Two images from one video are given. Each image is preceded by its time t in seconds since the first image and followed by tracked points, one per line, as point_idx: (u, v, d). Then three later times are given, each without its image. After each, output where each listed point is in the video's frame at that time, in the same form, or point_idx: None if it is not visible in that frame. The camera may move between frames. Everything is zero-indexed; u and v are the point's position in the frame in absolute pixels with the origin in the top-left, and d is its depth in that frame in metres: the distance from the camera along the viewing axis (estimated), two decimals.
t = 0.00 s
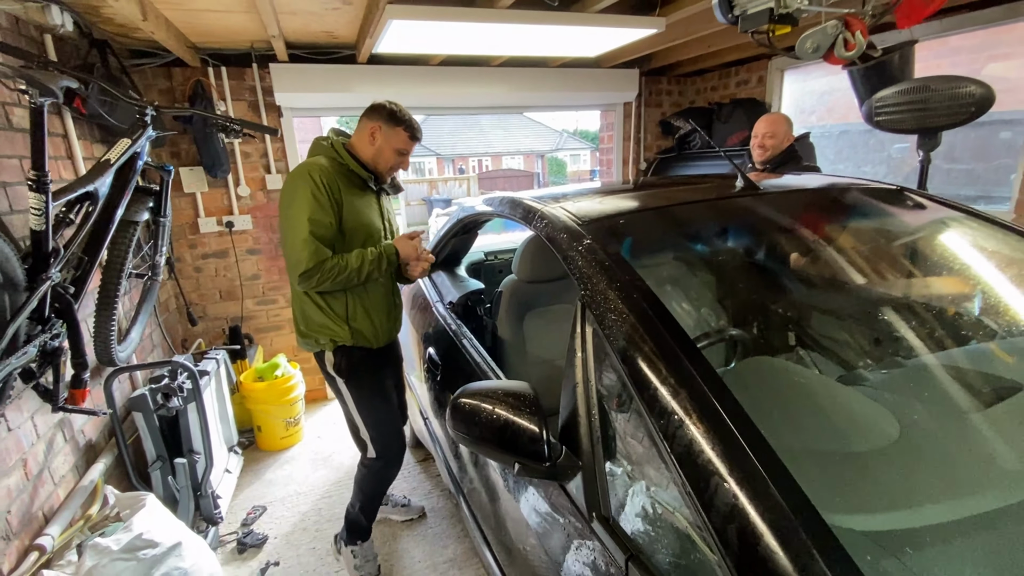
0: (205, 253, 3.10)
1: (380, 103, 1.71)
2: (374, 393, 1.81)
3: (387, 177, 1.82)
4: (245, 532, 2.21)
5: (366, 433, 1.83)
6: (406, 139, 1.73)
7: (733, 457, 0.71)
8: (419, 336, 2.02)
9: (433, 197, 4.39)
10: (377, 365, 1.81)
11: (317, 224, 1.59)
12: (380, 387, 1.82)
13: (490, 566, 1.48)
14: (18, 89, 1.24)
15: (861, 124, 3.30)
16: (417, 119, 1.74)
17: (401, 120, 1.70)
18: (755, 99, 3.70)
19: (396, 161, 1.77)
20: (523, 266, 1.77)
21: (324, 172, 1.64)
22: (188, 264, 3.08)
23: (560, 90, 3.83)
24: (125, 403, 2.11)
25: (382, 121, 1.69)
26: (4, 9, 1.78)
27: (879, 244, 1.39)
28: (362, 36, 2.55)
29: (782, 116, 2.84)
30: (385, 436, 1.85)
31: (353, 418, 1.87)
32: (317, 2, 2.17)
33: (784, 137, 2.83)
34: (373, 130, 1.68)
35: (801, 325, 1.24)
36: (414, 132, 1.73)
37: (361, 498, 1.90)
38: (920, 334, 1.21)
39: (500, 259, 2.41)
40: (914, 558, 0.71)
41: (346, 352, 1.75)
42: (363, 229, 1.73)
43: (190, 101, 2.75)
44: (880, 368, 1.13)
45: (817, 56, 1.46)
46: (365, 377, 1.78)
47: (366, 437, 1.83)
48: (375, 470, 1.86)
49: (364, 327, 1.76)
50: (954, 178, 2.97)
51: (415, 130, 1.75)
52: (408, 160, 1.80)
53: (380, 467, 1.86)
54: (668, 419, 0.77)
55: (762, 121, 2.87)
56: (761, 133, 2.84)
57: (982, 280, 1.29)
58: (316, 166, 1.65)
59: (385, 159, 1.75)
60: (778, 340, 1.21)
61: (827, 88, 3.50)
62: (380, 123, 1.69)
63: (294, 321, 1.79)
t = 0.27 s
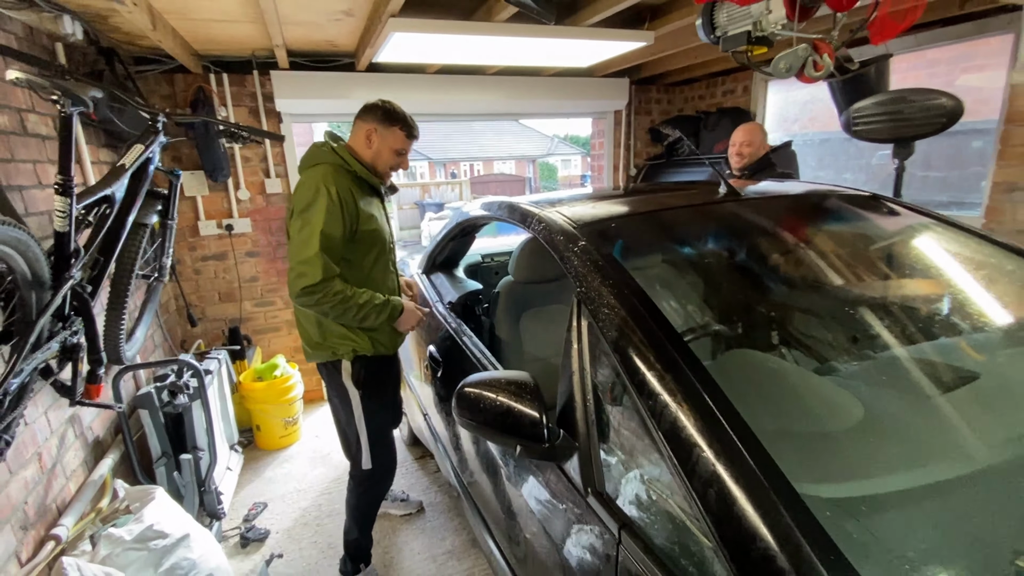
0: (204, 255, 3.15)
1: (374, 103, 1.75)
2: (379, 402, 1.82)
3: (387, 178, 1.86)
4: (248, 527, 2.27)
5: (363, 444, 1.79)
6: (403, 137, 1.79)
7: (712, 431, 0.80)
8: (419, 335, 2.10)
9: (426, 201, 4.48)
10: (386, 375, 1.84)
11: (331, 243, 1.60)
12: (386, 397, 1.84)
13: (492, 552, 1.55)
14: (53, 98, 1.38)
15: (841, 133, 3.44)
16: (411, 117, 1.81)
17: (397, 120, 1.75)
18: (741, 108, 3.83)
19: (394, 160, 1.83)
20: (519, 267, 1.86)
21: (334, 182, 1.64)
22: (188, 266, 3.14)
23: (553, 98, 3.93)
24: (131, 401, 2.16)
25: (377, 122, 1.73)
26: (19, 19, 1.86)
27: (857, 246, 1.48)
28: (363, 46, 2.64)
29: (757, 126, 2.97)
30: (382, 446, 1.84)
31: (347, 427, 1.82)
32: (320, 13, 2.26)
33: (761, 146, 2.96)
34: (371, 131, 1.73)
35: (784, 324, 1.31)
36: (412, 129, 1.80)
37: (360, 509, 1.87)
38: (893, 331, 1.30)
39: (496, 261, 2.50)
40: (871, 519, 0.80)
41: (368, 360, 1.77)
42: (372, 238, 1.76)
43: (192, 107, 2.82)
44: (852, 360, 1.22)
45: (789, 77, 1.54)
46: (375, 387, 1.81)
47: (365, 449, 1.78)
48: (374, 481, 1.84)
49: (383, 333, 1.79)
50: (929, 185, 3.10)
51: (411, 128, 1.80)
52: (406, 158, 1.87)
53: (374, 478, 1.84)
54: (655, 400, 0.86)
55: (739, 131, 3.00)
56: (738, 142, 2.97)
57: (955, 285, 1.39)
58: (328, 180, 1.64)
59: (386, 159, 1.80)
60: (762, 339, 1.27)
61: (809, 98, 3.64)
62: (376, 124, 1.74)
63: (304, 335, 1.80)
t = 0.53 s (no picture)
0: (200, 258, 3.19)
1: (367, 100, 1.76)
2: (368, 409, 1.85)
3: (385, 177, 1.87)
4: (245, 526, 2.30)
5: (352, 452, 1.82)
6: (399, 133, 1.81)
7: (697, 419, 0.87)
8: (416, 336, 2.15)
9: (418, 205, 4.54)
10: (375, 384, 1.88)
11: (336, 253, 1.58)
12: (374, 404, 1.88)
13: (489, 545, 1.61)
14: (73, 107, 1.47)
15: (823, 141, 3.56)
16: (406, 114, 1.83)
17: (392, 116, 1.77)
18: (727, 117, 3.94)
19: (394, 157, 1.85)
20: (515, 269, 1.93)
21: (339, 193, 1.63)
22: (184, 268, 3.17)
23: (544, 105, 4.02)
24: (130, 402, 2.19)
25: (373, 120, 1.75)
26: (26, 25, 1.91)
27: (838, 252, 1.57)
28: (361, 54, 2.71)
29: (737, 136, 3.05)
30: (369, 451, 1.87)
31: (336, 434, 1.84)
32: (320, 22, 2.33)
33: (739, 155, 3.04)
34: (367, 130, 1.75)
35: (769, 327, 1.37)
36: (406, 126, 1.82)
37: (349, 515, 1.89)
38: (871, 333, 1.38)
39: (491, 264, 2.57)
40: (840, 498, 0.88)
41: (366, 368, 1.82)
42: (372, 246, 1.76)
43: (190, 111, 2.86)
44: (831, 358, 1.29)
45: (771, 93, 1.63)
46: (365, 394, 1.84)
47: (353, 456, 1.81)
48: (362, 485, 1.88)
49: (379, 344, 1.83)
50: (907, 192, 3.23)
51: (404, 123, 1.82)
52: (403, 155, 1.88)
53: (362, 484, 1.87)
54: (645, 392, 0.93)
55: (719, 141, 3.08)
56: (718, 153, 3.06)
57: (928, 289, 1.48)
58: (330, 188, 1.63)
59: (383, 158, 1.82)
60: (747, 340, 1.32)
61: (792, 107, 3.76)
62: (371, 123, 1.75)
63: (296, 347, 1.80)
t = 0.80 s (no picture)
0: (204, 266, 3.23)
1: (337, 100, 1.73)
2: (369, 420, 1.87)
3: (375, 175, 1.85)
4: (246, 533, 2.30)
5: (348, 461, 1.83)
6: (373, 126, 1.75)
7: (693, 425, 0.88)
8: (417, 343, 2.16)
9: (420, 214, 4.58)
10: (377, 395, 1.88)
11: (333, 260, 1.59)
12: (376, 414, 1.89)
13: (490, 554, 1.61)
14: (84, 119, 1.51)
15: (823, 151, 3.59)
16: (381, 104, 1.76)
17: (362, 111, 1.72)
18: (727, 127, 3.98)
19: (376, 153, 1.80)
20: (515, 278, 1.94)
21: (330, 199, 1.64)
22: (188, 276, 3.20)
23: (546, 116, 4.06)
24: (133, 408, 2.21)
25: (344, 119, 1.72)
26: (38, 38, 1.95)
27: (837, 261, 1.58)
28: (365, 66, 2.75)
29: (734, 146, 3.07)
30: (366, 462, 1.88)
31: (333, 442, 1.86)
32: (325, 34, 2.37)
33: (738, 165, 3.06)
34: (339, 131, 1.72)
35: (768, 335, 1.40)
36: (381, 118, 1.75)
37: (346, 524, 1.89)
38: (870, 341, 1.39)
39: (493, 273, 2.60)
40: (835, 503, 0.89)
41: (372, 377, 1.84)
42: (369, 252, 1.77)
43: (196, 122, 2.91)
44: (830, 365, 1.31)
45: (766, 105, 1.66)
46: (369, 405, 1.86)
47: (350, 465, 1.82)
48: (360, 494, 1.89)
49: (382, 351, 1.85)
50: (906, 202, 3.25)
51: (379, 115, 1.75)
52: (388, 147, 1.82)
53: (358, 493, 1.88)
54: (642, 398, 0.95)
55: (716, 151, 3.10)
56: (715, 163, 3.08)
57: (927, 298, 1.49)
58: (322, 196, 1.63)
59: (364, 157, 1.78)
60: (747, 348, 1.34)
61: (792, 118, 3.80)
62: (342, 122, 1.72)
63: (300, 359, 1.81)
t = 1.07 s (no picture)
0: (208, 269, 3.24)
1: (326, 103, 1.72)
2: (359, 427, 1.82)
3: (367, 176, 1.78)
4: (248, 537, 2.30)
5: (340, 467, 1.81)
6: (357, 124, 1.68)
7: (698, 430, 0.87)
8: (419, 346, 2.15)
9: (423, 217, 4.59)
10: (369, 401, 1.82)
11: (309, 257, 1.55)
12: (376, 421, 1.88)
13: (492, 559, 1.60)
14: (89, 122, 1.52)
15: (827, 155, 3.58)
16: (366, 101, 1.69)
17: (345, 109, 1.67)
18: (730, 130, 3.97)
19: (362, 152, 1.72)
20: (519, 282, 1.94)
21: (314, 196, 1.60)
22: (192, 279, 3.21)
23: (549, 119, 4.07)
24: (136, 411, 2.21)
25: (329, 119, 1.69)
26: (43, 42, 1.96)
27: (842, 265, 1.57)
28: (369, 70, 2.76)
29: (737, 148, 3.06)
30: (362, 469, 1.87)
31: (326, 448, 1.85)
32: (328, 39, 2.38)
33: (741, 167, 3.05)
34: (323, 129, 1.69)
35: (773, 338, 1.41)
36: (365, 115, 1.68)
37: (343, 529, 1.88)
38: (876, 345, 1.38)
39: (495, 276, 2.60)
40: (843, 509, 0.88)
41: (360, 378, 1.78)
42: (359, 249, 1.71)
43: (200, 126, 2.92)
44: (836, 370, 1.30)
45: (771, 107, 1.65)
46: (359, 412, 1.81)
47: (340, 470, 1.79)
48: (354, 498, 1.87)
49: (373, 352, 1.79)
50: (911, 205, 3.23)
51: (364, 112, 1.69)
52: (377, 147, 1.73)
53: (352, 497, 1.87)
54: (647, 403, 0.94)
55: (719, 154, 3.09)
56: (718, 166, 3.06)
57: (934, 301, 1.48)
58: (304, 192, 1.60)
59: (349, 156, 1.72)
60: (754, 352, 1.37)
61: (796, 121, 3.79)
62: (326, 122, 1.69)
63: (294, 358, 1.81)
